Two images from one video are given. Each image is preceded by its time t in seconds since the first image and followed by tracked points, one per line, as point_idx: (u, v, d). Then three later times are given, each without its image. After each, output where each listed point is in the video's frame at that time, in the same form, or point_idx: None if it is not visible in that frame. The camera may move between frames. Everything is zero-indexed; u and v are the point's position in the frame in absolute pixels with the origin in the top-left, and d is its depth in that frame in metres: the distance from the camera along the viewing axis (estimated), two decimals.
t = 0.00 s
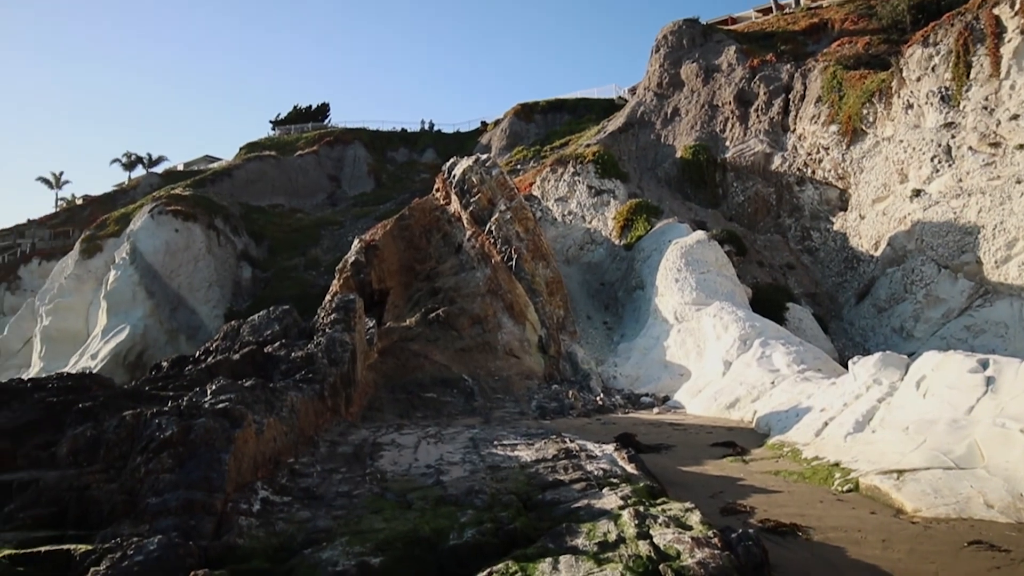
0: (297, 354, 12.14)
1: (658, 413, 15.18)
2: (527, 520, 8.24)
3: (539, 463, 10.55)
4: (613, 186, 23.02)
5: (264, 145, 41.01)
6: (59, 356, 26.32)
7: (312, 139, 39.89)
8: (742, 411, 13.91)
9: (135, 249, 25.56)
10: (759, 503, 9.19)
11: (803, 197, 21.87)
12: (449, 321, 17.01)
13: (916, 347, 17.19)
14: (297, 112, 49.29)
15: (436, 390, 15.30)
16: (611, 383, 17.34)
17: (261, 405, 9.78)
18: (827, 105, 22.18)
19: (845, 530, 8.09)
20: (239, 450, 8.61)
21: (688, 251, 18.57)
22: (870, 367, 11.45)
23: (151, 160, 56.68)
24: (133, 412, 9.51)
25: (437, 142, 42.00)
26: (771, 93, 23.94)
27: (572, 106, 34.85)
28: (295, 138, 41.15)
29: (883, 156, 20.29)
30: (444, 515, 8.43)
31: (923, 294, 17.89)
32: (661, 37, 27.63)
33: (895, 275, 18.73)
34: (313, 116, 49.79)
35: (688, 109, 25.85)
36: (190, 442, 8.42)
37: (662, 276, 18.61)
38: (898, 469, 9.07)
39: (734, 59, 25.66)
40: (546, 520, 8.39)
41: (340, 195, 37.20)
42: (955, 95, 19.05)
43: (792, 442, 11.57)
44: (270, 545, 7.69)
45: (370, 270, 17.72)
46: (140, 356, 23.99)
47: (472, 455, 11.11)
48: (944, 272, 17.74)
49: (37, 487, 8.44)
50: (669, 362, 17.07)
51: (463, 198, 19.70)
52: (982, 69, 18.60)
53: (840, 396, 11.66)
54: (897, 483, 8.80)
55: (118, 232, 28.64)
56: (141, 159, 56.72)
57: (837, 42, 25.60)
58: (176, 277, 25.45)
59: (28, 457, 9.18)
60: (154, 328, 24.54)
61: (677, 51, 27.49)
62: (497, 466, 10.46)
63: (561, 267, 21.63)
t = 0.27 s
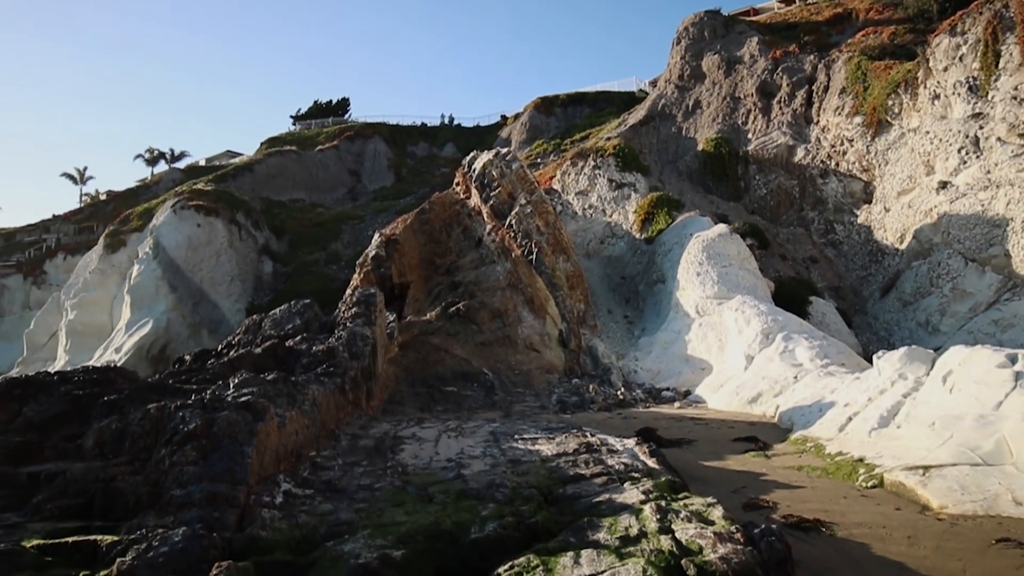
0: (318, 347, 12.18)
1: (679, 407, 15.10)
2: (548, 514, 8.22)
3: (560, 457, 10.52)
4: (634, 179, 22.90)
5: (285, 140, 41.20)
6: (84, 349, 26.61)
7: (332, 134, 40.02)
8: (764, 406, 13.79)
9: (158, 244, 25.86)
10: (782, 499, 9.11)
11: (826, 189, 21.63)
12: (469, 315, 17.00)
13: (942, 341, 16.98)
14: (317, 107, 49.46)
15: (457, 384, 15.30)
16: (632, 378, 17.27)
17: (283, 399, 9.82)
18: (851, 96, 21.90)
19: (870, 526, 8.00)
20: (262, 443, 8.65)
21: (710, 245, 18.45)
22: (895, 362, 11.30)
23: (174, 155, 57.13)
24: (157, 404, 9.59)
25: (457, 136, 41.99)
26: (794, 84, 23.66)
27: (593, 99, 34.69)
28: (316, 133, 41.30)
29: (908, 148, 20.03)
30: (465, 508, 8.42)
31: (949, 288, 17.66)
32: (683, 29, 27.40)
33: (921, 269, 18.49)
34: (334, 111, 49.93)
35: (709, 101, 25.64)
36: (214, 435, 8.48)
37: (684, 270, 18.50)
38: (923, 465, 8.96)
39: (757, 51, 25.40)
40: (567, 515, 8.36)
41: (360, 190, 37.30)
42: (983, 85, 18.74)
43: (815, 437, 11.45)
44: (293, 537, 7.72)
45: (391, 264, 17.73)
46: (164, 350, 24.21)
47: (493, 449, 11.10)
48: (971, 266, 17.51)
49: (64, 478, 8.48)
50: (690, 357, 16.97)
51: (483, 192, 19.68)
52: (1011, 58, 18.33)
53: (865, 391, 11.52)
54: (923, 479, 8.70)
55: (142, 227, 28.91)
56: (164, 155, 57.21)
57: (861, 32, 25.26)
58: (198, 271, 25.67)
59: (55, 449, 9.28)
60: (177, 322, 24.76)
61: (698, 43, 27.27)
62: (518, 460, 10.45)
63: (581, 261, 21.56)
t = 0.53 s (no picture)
0: (337, 342, 12.21)
1: (699, 403, 15.01)
2: (568, 509, 8.19)
3: (579, 452, 10.49)
4: (653, 173, 22.78)
5: (304, 136, 41.37)
6: (107, 344, 26.82)
7: (351, 130, 40.12)
8: (785, 402, 13.68)
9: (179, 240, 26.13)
10: (803, 495, 9.03)
11: (848, 183, 21.42)
12: (488, 310, 17.00)
13: (967, 337, 16.76)
14: (336, 102, 49.60)
15: (475, 378, 15.30)
16: (651, 373, 17.20)
17: (303, 393, 9.86)
18: (874, 88, 21.65)
19: (893, 523, 7.91)
20: (282, 437, 8.67)
21: (730, 239, 18.33)
22: (919, 358, 11.16)
23: (194, 151, 57.55)
24: (179, 399, 9.65)
25: (476, 131, 41.98)
26: (816, 76, 23.42)
27: (612, 94, 34.54)
28: (335, 128, 41.42)
29: (933, 141, 19.78)
30: (485, 503, 8.42)
31: (974, 283, 17.42)
32: (702, 22, 27.20)
33: (945, 263, 18.26)
34: (352, 106, 50.05)
35: (730, 95, 25.45)
36: (235, 429, 8.54)
37: (704, 264, 18.39)
38: (948, 462, 8.84)
39: (778, 43, 25.14)
40: (587, 510, 8.33)
41: (379, 185, 37.38)
42: (1009, 77, 18.46)
43: (837, 433, 11.35)
44: (314, 531, 7.74)
45: (409, 260, 17.73)
46: (185, 345, 24.40)
47: (512, 444, 11.08)
48: (996, 260, 17.28)
49: (88, 471, 8.58)
50: (710, 352, 16.87)
51: (501, 186, 19.65)
52: None
53: (888, 387, 11.39)
54: (947, 476, 8.59)
55: (163, 223, 29.13)
56: (184, 151, 57.65)
57: (884, 23, 24.93)
58: (219, 267, 25.85)
59: (79, 442, 9.36)
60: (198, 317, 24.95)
61: (718, 36, 27.06)
62: (537, 455, 10.42)
63: (600, 256, 21.48)
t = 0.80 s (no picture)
0: (356, 338, 12.26)
1: (717, 399, 14.94)
2: (587, 505, 8.18)
3: (598, 448, 10.47)
4: (672, 168, 22.68)
5: (322, 133, 41.53)
6: (128, 340, 27.05)
7: (368, 126, 40.23)
8: (805, 398, 13.58)
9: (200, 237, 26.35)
10: (824, 493, 8.96)
11: (869, 177, 21.22)
12: (506, 306, 17.00)
13: (991, 333, 16.55)
14: (353, 99, 49.74)
15: (493, 374, 15.30)
16: (669, 369, 17.13)
17: (323, 388, 9.91)
18: (896, 81, 21.44)
19: (915, 521, 7.83)
20: (302, 432, 8.72)
21: (750, 235, 18.22)
22: (941, 354, 11.03)
23: (213, 148, 57.92)
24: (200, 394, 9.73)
25: (493, 127, 41.96)
26: (836, 70, 23.21)
27: (629, 88, 34.39)
28: (352, 125, 41.54)
29: (956, 134, 19.57)
30: (504, 498, 8.42)
31: (998, 278, 17.19)
32: (721, 15, 27.01)
33: (968, 258, 18.05)
34: (370, 103, 50.17)
35: (749, 89, 25.28)
36: (256, 424, 8.62)
37: (723, 260, 18.30)
38: (971, 460, 8.74)
39: (797, 36, 24.92)
40: (606, 506, 8.32)
41: (396, 181, 37.45)
42: None
43: (858, 430, 11.25)
44: (334, 526, 7.78)
45: (427, 256, 17.74)
46: (205, 341, 24.58)
47: (530, 440, 11.08)
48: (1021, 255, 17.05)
49: (111, 466, 8.66)
50: (729, 348, 16.78)
51: (519, 182, 19.64)
52: None
53: (909, 383, 11.28)
54: (971, 474, 8.49)
55: (183, 220, 29.35)
56: (203, 149, 58.03)
57: (906, 14, 24.63)
58: (238, 263, 26.01)
59: (102, 436, 9.45)
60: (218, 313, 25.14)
61: (737, 29, 26.86)
62: (556, 451, 10.41)
63: (618, 252, 21.42)
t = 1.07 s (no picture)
0: (375, 335, 12.32)
1: (736, 395, 14.87)
2: (606, 501, 8.18)
3: (616, 445, 10.46)
4: (690, 163, 22.58)
5: (340, 130, 41.67)
6: (149, 337, 27.28)
7: (386, 124, 40.34)
8: (825, 394, 13.49)
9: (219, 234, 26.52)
10: (844, 490, 8.90)
11: (890, 172, 21.05)
12: (523, 302, 17.01)
13: (1014, 329, 16.34)
14: (371, 96, 49.88)
15: (511, 371, 15.31)
16: (688, 365, 17.07)
17: (342, 385, 9.97)
18: (917, 74, 21.25)
19: (937, 519, 7.77)
20: (322, 428, 8.78)
21: (769, 230, 18.14)
22: (964, 350, 10.91)
23: (232, 147, 58.25)
24: (222, 390, 9.82)
25: (510, 123, 41.94)
26: (856, 63, 23.02)
27: (647, 84, 34.26)
28: (370, 122, 41.67)
29: (979, 128, 19.33)
30: (523, 494, 8.43)
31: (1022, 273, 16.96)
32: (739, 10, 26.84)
33: (991, 254, 17.85)
34: (387, 100, 50.30)
35: (767, 83, 25.12)
36: (276, 420, 8.72)
37: (741, 256, 18.22)
38: (995, 458, 8.65)
39: (816, 30, 24.70)
40: (625, 502, 8.31)
41: (414, 178, 37.53)
42: None
43: (879, 427, 11.18)
44: (354, 521, 7.82)
45: (445, 252, 17.79)
46: (225, 337, 24.73)
47: (549, 436, 11.09)
48: None
49: (134, 461, 8.75)
50: (748, 344, 16.70)
51: (537, 178, 19.67)
52: None
53: (931, 380, 11.18)
54: (994, 472, 8.40)
55: (203, 218, 29.55)
56: (222, 147, 58.41)
57: (928, 6, 24.30)
58: (257, 260, 26.18)
59: (125, 432, 9.55)
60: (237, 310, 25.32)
61: (756, 23, 26.68)
62: (575, 447, 10.41)
63: (636, 248, 21.35)
